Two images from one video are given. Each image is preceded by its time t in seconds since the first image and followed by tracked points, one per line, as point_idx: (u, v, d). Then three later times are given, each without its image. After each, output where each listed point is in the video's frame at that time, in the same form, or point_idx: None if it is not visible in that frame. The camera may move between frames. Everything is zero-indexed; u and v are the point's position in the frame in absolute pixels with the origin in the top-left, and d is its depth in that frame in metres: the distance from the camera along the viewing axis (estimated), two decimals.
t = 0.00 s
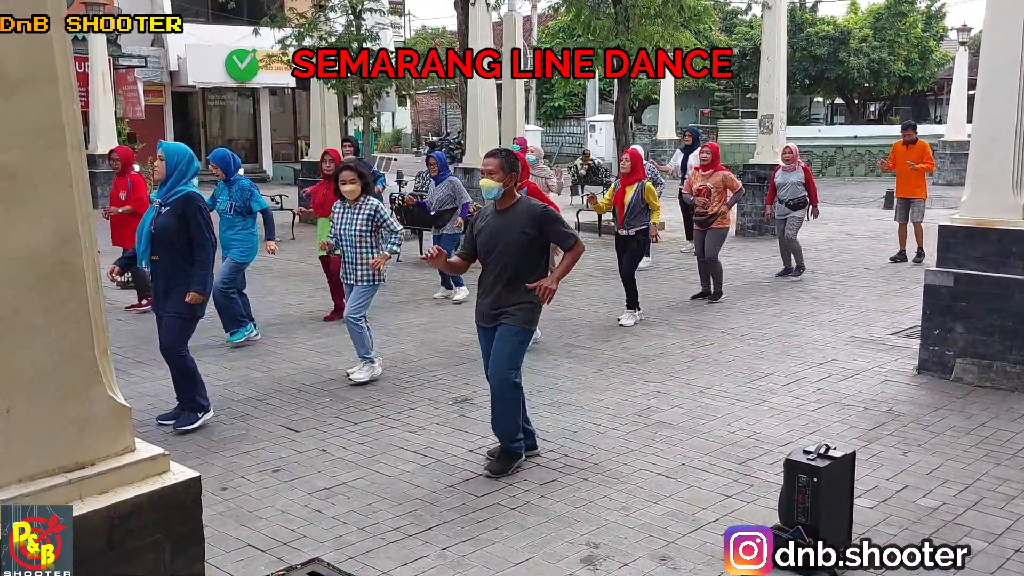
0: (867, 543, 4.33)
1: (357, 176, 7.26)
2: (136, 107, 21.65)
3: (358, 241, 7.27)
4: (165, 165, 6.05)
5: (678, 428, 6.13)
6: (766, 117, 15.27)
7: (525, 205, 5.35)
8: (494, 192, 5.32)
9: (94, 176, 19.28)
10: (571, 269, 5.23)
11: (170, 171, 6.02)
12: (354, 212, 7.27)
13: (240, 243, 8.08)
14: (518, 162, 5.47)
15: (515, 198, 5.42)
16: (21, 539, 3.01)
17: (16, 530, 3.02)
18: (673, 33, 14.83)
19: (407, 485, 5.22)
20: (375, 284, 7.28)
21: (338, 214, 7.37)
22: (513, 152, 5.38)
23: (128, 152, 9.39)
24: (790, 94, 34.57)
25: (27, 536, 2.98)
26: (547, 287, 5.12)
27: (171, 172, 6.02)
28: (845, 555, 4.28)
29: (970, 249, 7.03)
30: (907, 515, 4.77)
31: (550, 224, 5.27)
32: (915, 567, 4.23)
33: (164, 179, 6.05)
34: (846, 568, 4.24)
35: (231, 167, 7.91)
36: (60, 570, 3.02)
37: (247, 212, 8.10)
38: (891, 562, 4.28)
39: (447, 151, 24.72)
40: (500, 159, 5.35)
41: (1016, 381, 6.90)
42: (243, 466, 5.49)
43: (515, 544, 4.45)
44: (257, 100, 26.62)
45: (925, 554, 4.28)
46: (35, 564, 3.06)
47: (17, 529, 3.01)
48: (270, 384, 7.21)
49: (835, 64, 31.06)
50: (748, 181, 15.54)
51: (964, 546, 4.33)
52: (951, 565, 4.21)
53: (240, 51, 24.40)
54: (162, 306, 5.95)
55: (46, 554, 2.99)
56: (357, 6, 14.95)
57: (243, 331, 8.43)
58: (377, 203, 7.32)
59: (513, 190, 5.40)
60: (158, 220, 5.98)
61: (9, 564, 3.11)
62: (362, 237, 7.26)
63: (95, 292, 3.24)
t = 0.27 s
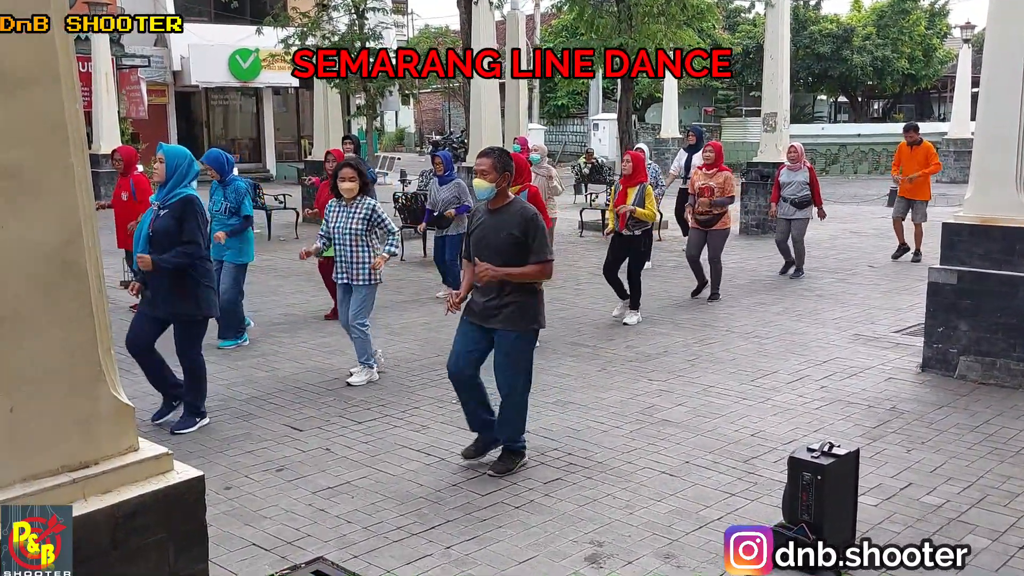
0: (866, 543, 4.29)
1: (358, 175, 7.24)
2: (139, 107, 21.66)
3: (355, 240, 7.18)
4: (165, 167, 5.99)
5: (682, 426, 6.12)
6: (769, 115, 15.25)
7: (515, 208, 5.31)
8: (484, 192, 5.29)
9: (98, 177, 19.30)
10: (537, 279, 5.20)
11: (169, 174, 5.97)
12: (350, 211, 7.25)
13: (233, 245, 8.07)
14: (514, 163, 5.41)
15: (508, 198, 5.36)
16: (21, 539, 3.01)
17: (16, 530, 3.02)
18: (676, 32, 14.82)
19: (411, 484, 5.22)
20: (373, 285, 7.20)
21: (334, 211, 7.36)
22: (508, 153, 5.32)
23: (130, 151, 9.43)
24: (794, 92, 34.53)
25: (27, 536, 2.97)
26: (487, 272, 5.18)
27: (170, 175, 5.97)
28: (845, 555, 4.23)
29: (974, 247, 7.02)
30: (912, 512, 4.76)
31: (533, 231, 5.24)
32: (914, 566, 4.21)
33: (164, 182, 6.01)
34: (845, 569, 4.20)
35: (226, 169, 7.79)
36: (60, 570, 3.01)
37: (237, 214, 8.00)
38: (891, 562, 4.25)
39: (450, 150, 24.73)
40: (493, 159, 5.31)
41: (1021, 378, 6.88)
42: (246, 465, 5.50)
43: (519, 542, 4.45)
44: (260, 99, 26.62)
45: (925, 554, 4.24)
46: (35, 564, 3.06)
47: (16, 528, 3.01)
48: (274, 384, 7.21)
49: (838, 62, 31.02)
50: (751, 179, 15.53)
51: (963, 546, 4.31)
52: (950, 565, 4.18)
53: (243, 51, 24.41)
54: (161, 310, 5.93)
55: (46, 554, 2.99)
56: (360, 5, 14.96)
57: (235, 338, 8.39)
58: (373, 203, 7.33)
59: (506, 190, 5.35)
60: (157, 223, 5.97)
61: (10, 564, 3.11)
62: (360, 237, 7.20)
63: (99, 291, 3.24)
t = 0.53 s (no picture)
0: (867, 543, 4.28)
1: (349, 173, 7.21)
2: (141, 107, 21.68)
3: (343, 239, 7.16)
4: (158, 167, 6.00)
5: (684, 425, 6.13)
6: (771, 113, 15.23)
7: (504, 208, 5.24)
8: (475, 189, 5.25)
9: (100, 176, 19.33)
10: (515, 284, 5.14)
11: (163, 174, 5.98)
12: (340, 208, 7.21)
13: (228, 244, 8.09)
14: (507, 162, 5.35)
15: (499, 197, 5.30)
16: (21, 539, 3.02)
17: (16, 530, 3.02)
18: (678, 30, 14.82)
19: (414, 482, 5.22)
20: (363, 283, 7.21)
21: (327, 210, 7.32)
22: (500, 151, 5.27)
23: (129, 152, 9.47)
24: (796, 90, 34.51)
25: (27, 536, 2.98)
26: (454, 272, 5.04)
27: (164, 175, 5.98)
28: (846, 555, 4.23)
29: (976, 244, 7.02)
30: (915, 510, 4.76)
31: (518, 234, 5.17)
32: (915, 566, 4.19)
33: (157, 182, 6.01)
34: (847, 569, 4.18)
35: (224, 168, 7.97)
36: (60, 570, 3.01)
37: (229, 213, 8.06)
38: (892, 562, 4.24)
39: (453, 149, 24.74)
40: (484, 157, 5.26)
41: None
42: (249, 465, 5.50)
43: (522, 541, 4.45)
44: (262, 99, 26.65)
45: (925, 554, 4.24)
46: (35, 565, 3.07)
47: (17, 529, 3.02)
48: (276, 383, 7.22)
49: (840, 60, 31.00)
50: (753, 177, 15.52)
51: (964, 546, 4.30)
52: (951, 565, 4.18)
53: (245, 51, 24.42)
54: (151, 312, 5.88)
55: (46, 554, 3.00)
56: (362, 5, 14.97)
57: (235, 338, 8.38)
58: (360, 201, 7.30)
59: (497, 189, 5.30)
60: (151, 222, 5.95)
61: (10, 564, 3.12)
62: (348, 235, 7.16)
63: (101, 291, 3.25)
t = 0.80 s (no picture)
0: (867, 543, 4.27)
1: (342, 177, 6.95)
2: (142, 106, 21.66)
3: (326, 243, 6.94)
4: (156, 167, 6.04)
5: (686, 423, 6.13)
6: (772, 111, 15.22)
7: (501, 207, 5.21)
8: (468, 191, 5.23)
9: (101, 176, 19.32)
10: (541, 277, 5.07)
11: (160, 174, 6.01)
12: (330, 211, 7.01)
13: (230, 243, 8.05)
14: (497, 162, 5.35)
15: (492, 198, 5.27)
16: (21, 539, 3.02)
17: (16, 530, 3.02)
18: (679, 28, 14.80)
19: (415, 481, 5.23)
20: (339, 287, 7.01)
21: (318, 211, 7.11)
22: (491, 151, 5.27)
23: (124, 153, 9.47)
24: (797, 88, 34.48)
25: (27, 536, 2.98)
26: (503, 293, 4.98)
27: (161, 174, 6.02)
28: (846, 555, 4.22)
29: (978, 242, 7.02)
30: (916, 508, 4.76)
31: (524, 229, 5.15)
32: (914, 566, 4.19)
33: (154, 182, 6.04)
34: (847, 569, 4.18)
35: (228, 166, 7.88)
36: (60, 570, 3.02)
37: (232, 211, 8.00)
38: (892, 562, 4.23)
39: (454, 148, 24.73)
40: (476, 157, 5.25)
41: None
42: (251, 464, 5.51)
43: (524, 539, 4.45)
44: (263, 98, 26.64)
45: (925, 554, 4.24)
46: (35, 564, 3.07)
47: (17, 528, 3.02)
48: (278, 382, 7.22)
49: (841, 58, 30.96)
50: (754, 175, 15.51)
51: (964, 546, 4.29)
52: (950, 565, 4.18)
53: (246, 50, 24.41)
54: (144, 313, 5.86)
55: (46, 554, 3.00)
56: (363, 4, 14.97)
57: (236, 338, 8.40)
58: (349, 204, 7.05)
59: (490, 189, 5.28)
60: (149, 224, 5.98)
61: (10, 564, 3.12)
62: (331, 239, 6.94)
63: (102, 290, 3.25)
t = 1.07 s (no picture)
0: (866, 543, 4.26)
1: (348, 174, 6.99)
2: (143, 105, 21.65)
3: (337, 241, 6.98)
4: (163, 166, 6.02)
5: (688, 422, 6.12)
6: (773, 110, 15.20)
7: (512, 206, 5.22)
8: (481, 189, 5.25)
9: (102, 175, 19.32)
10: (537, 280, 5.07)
11: (168, 173, 6.00)
12: (339, 210, 7.05)
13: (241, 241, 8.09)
14: (512, 161, 5.35)
15: (504, 195, 5.28)
16: (21, 539, 3.01)
17: (16, 530, 3.02)
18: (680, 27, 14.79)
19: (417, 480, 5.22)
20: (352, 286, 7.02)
21: (326, 210, 7.15)
22: (504, 150, 5.27)
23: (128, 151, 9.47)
24: (798, 87, 34.47)
25: (27, 536, 2.97)
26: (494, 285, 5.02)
27: (169, 173, 6.00)
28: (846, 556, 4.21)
29: (980, 240, 7.01)
30: (919, 506, 4.76)
31: (530, 230, 5.14)
32: (915, 567, 4.18)
33: (162, 182, 6.03)
34: (847, 569, 4.17)
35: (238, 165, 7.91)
36: (60, 570, 3.01)
37: (245, 210, 8.04)
38: (891, 562, 4.23)
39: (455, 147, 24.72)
40: (489, 156, 5.27)
41: None
42: (253, 464, 5.51)
43: (526, 539, 4.45)
44: (264, 97, 26.64)
45: (925, 555, 4.23)
46: (36, 564, 3.07)
47: (17, 528, 3.01)
48: (279, 382, 7.22)
49: (842, 57, 30.92)
50: (756, 174, 15.49)
51: (964, 546, 4.27)
52: (950, 565, 4.16)
53: (247, 49, 24.40)
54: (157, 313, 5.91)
55: (47, 553, 2.99)
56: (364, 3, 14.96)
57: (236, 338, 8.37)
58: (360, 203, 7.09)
59: (503, 188, 5.29)
60: (156, 222, 5.98)
61: (10, 563, 3.12)
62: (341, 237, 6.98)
63: (104, 290, 3.24)
